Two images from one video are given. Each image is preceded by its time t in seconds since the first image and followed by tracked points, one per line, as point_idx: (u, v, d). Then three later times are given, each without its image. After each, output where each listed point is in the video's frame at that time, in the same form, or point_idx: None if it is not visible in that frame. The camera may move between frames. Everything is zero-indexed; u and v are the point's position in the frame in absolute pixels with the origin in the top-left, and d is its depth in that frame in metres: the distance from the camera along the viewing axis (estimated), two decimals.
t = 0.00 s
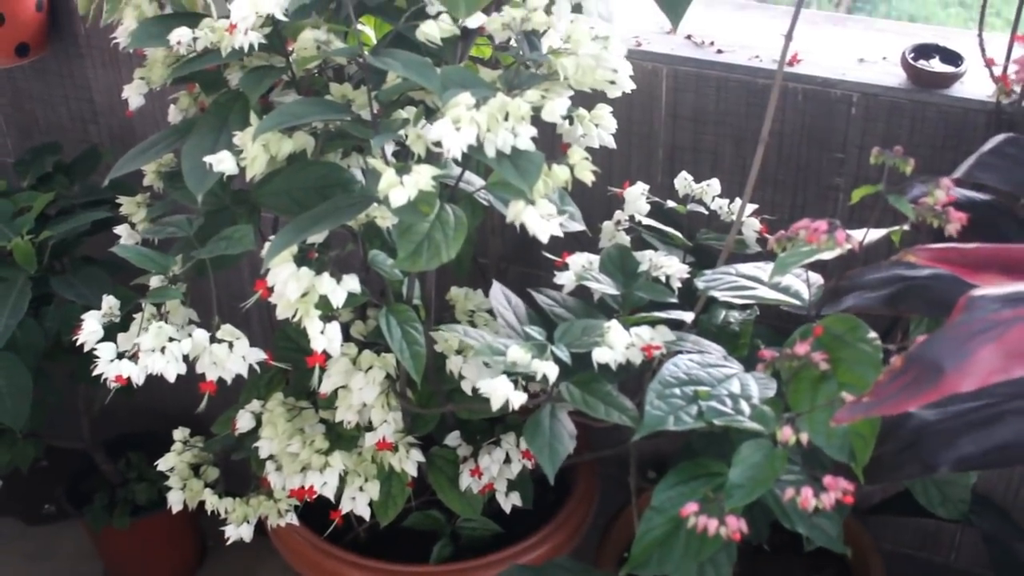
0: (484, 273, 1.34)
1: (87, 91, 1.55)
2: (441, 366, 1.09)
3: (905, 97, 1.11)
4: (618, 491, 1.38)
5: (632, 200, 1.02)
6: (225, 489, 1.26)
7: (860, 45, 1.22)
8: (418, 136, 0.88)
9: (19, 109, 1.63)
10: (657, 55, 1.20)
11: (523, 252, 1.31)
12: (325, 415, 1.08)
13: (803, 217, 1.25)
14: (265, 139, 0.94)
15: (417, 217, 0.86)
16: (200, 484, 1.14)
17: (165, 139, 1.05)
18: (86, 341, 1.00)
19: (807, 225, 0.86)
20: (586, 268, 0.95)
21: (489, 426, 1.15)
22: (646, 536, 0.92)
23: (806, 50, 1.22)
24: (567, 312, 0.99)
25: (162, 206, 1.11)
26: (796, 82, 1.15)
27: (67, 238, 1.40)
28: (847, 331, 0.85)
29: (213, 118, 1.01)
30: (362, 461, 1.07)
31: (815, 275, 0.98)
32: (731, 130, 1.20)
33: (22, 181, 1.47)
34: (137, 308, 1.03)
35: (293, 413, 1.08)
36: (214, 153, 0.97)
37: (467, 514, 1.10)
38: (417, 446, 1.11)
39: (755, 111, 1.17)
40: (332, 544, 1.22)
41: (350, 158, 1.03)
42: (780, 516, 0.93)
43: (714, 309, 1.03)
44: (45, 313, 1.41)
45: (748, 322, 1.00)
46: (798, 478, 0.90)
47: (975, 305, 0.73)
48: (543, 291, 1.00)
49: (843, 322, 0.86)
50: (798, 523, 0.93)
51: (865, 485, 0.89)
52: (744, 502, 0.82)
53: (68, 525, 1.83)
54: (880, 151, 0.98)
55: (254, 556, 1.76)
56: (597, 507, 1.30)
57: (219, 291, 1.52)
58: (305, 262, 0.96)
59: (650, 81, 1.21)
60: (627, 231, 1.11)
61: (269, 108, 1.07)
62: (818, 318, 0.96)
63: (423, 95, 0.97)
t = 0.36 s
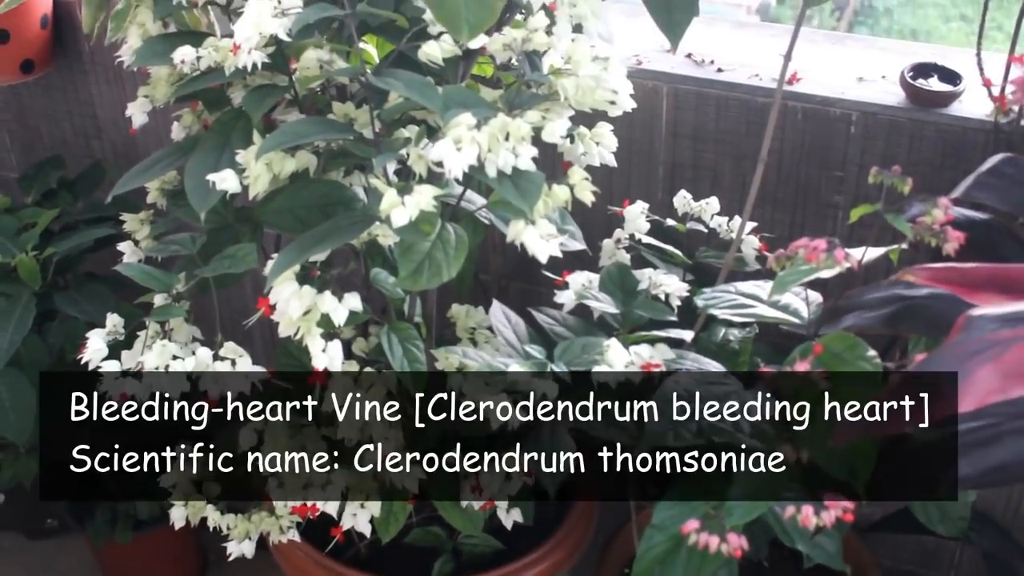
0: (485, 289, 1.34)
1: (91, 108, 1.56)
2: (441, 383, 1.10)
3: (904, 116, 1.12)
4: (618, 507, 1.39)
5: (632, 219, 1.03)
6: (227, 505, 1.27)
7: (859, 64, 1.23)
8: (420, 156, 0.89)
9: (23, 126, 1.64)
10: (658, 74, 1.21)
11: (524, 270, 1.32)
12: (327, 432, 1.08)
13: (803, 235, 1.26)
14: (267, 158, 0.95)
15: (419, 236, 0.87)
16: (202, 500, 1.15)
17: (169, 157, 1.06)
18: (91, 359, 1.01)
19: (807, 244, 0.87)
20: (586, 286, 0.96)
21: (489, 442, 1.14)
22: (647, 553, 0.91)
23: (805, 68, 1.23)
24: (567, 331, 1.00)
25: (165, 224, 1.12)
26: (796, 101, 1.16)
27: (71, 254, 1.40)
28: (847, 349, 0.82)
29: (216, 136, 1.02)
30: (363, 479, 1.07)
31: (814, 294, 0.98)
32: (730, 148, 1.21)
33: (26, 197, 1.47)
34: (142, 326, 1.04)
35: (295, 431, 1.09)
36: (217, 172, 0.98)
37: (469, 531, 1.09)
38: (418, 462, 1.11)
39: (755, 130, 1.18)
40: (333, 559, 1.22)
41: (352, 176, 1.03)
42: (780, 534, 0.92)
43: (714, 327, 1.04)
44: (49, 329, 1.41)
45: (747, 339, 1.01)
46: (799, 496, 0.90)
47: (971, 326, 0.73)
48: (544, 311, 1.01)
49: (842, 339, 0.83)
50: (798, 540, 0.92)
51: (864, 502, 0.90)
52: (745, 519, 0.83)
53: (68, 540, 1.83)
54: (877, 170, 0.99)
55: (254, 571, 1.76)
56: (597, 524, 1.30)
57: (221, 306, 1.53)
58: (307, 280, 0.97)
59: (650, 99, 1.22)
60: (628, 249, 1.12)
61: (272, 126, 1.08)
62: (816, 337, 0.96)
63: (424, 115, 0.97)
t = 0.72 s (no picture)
0: (488, 305, 1.35)
1: (97, 122, 1.56)
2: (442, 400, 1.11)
3: (906, 134, 1.13)
4: (620, 523, 1.39)
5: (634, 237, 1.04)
6: (230, 520, 1.27)
7: (861, 82, 1.24)
8: (423, 175, 0.89)
9: (30, 139, 1.65)
10: (661, 91, 1.21)
11: (527, 286, 1.33)
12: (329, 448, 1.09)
13: (804, 252, 1.26)
14: (271, 176, 0.96)
15: (421, 255, 0.88)
16: (205, 515, 1.15)
17: (173, 174, 1.07)
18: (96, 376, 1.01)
19: (804, 264, 0.88)
20: (587, 305, 0.96)
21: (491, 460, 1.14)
22: (647, 570, 0.91)
23: (807, 86, 1.23)
24: (568, 349, 1.00)
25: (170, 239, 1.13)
26: (798, 119, 1.17)
27: (76, 267, 1.41)
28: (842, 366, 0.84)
29: (221, 153, 1.03)
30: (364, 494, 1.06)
31: (813, 310, 0.99)
32: (733, 165, 1.21)
33: (32, 210, 1.48)
34: (148, 343, 1.04)
35: (298, 445, 1.09)
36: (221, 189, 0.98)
37: (472, 547, 1.10)
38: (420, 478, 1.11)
39: (758, 148, 1.19)
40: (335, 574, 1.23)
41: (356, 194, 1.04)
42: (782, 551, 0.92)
43: (714, 344, 1.04)
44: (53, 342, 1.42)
45: (747, 357, 1.01)
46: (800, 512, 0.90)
47: (970, 345, 0.74)
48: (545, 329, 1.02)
49: (839, 356, 0.84)
50: (801, 556, 0.92)
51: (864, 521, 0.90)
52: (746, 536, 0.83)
53: (72, 552, 1.84)
54: (874, 188, 0.99)
55: None
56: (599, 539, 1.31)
57: (226, 320, 1.53)
58: (309, 297, 0.97)
59: (653, 117, 1.22)
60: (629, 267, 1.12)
61: (276, 143, 1.09)
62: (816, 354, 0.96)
63: (427, 133, 0.98)
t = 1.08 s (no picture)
0: (486, 321, 1.35)
1: (97, 140, 1.57)
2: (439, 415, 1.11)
3: (902, 147, 1.13)
4: (619, 537, 1.39)
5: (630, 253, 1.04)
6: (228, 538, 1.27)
7: (856, 96, 1.24)
8: (418, 193, 0.90)
9: (30, 157, 1.66)
10: (657, 106, 1.22)
11: (526, 300, 1.33)
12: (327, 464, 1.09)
13: (801, 265, 1.26)
14: (267, 194, 0.96)
15: (416, 271, 0.88)
16: (204, 531, 1.15)
17: (171, 192, 1.07)
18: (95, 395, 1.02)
19: (797, 279, 0.88)
20: (583, 321, 0.97)
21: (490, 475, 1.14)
22: None
23: (802, 100, 1.24)
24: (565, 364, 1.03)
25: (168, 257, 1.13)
26: (794, 133, 1.18)
27: (75, 284, 1.41)
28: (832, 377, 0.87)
29: (218, 171, 1.03)
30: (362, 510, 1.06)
31: (807, 324, 0.99)
32: (729, 179, 1.22)
33: (31, 228, 1.49)
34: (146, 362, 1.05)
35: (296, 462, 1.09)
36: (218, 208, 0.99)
37: (470, 562, 1.10)
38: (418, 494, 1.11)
39: (754, 162, 1.19)
40: None
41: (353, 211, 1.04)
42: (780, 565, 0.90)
43: (710, 358, 1.05)
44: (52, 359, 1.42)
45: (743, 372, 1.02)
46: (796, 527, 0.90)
47: (965, 360, 0.76)
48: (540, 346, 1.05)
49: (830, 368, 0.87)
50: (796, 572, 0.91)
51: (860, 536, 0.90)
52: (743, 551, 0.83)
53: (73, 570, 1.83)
54: (867, 202, 0.98)
55: None
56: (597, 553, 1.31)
57: (225, 336, 1.54)
58: (306, 314, 0.97)
59: (649, 131, 1.23)
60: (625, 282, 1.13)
61: (273, 161, 1.09)
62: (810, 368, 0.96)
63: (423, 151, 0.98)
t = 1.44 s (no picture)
0: (465, 339, 1.35)
1: (75, 162, 1.57)
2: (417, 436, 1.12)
3: (874, 162, 1.14)
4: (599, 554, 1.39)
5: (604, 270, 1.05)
6: (208, 560, 1.27)
7: (829, 111, 1.25)
8: (390, 215, 0.90)
9: (8, 180, 1.66)
10: (631, 123, 1.22)
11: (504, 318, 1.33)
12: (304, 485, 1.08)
13: (775, 281, 1.27)
14: (241, 218, 0.96)
15: (390, 293, 0.88)
16: (182, 555, 1.16)
17: (147, 216, 1.07)
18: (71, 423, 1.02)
19: (771, 300, 0.88)
20: (558, 338, 0.99)
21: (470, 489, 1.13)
22: None
23: (775, 116, 1.25)
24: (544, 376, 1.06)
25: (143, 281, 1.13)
26: (767, 148, 1.18)
27: (53, 307, 1.41)
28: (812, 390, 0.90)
29: (193, 194, 1.03)
30: (340, 530, 1.07)
31: (782, 344, 0.99)
32: (704, 195, 1.23)
33: (9, 251, 1.48)
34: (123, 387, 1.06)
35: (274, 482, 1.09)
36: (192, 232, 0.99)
37: None
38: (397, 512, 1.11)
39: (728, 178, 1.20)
40: None
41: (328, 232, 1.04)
42: None
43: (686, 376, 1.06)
44: (29, 383, 1.41)
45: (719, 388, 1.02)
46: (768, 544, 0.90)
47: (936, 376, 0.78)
48: (515, 363, 1.08)
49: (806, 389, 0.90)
50: None
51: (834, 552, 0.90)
52: (715, 571, 0.83)
53: None
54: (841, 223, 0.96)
55: None
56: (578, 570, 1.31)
57: (205, 357, 1.53)
58: (282, 336, 0.97)
59: (624, 148, 1.24)
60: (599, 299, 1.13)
61: (249, 183, 1.09)
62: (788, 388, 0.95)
63: (397, 172, 0.99)
